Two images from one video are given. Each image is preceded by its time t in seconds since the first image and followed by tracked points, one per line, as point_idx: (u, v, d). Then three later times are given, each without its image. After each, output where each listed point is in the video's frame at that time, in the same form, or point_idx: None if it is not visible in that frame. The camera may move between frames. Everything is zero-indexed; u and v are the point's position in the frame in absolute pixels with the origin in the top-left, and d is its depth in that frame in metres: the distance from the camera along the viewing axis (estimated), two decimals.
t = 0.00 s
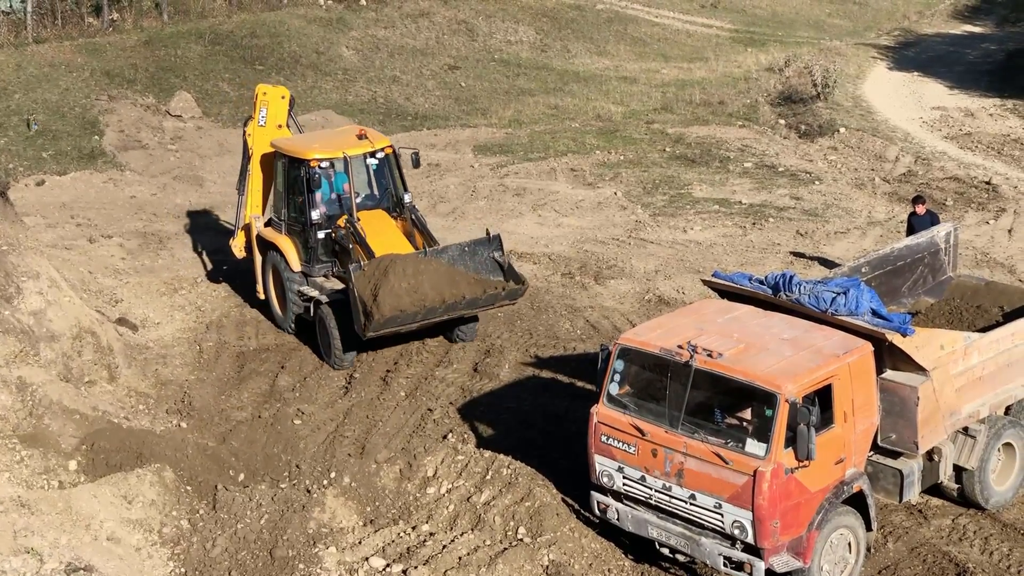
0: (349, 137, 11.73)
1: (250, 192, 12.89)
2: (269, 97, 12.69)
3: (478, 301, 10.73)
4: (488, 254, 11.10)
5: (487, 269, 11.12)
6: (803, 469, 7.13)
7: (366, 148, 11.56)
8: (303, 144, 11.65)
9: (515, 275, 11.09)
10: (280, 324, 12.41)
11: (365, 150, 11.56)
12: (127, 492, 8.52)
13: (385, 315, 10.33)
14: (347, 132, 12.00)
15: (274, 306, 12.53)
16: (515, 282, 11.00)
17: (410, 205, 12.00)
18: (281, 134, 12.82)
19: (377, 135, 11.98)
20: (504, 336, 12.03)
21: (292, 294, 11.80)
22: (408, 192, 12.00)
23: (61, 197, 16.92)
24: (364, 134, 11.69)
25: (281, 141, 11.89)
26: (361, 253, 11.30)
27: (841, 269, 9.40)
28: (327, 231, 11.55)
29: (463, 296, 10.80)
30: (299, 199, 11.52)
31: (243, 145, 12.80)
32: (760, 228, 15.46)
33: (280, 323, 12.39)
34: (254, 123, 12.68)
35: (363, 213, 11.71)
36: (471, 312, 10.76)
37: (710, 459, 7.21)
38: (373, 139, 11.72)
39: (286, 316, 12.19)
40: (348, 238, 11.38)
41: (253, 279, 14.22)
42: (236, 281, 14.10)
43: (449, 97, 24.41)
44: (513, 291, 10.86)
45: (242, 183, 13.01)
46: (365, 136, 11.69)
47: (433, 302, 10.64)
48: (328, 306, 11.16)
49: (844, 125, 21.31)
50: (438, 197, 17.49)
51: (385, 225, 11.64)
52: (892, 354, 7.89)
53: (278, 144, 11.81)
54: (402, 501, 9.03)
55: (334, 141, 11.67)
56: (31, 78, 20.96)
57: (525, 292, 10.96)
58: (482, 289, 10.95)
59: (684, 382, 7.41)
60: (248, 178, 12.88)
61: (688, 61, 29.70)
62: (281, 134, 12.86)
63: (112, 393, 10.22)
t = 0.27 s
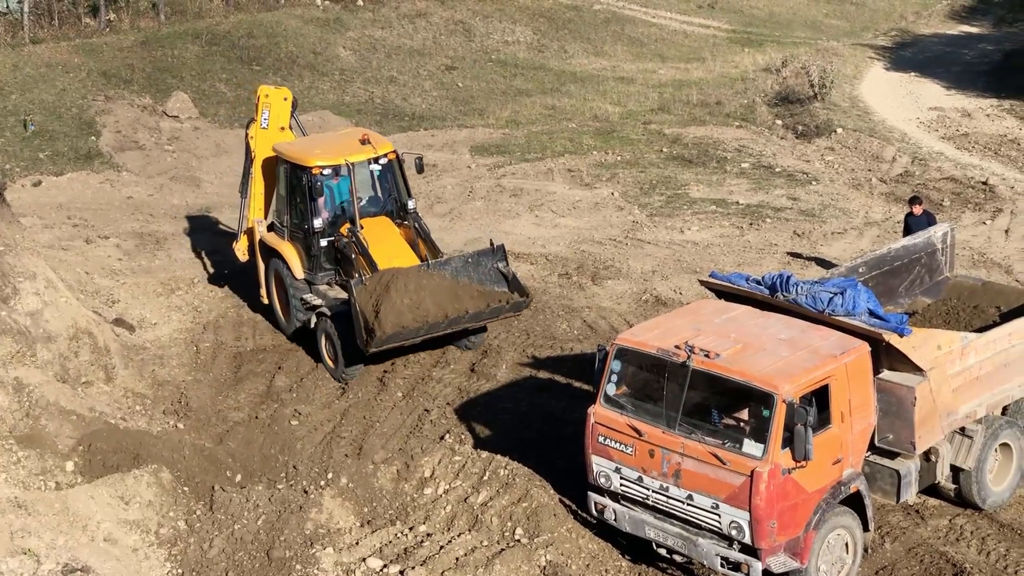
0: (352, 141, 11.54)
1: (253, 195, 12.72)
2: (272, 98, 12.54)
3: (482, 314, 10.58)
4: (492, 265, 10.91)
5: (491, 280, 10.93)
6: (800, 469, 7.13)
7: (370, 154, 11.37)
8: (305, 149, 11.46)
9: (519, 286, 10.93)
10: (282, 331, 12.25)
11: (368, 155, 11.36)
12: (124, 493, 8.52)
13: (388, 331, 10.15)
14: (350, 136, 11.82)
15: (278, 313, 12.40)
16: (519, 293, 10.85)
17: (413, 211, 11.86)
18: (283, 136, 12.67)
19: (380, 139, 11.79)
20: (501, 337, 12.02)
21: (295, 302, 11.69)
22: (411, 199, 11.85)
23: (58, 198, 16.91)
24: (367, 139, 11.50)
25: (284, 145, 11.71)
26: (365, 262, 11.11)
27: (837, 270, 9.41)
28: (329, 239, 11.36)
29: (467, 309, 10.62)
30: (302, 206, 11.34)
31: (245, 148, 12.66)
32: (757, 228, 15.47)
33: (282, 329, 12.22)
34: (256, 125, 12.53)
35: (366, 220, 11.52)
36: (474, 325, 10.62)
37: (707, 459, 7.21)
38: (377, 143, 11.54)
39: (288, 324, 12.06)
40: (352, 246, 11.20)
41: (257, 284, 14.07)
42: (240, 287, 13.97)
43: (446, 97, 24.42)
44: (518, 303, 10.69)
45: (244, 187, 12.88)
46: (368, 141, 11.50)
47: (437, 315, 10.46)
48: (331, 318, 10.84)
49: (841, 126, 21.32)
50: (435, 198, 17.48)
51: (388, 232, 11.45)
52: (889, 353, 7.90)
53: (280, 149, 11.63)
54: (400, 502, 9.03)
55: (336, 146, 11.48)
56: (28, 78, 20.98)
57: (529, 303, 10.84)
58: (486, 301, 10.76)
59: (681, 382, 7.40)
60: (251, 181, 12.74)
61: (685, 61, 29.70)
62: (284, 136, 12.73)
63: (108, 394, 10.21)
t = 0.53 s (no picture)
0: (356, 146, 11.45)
1: (255, 199, 12.62)
2: (274, 101, 12.39)
3: (492, 319, 10.40)
4: (500, 269, 10.89)
5: (499, 284, 10.89)
6: (797, 469, 7.13)
7: (374, 158, 11.25)
8: (309, 154, 11.38)
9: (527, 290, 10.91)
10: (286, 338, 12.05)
11: (373, 160, 11.24)
12: (121, 493, 8.50)
13: (396, 337, 9.91)
14: (354, 141, 11.73)
15: (282, 320, 12.23)
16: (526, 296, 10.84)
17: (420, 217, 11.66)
18: (286, 138, 12.57)
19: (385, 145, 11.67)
20: (498, 337, 12.01)
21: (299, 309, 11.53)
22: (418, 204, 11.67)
23: (54, 198, 16.91)
24: (372, 144, 11.40)
25: (287, 150, 11.64)
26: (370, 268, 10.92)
27: (835, 270, 9.44)
28: (334, 245, 11.20)
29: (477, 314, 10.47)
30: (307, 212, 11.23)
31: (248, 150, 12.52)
32: (753, 228, 15.47)
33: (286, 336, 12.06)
34: (259, 128, 12.40)
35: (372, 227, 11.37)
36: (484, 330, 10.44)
37: (704, 459, 7.21)
38: (381, 148, 11.44)
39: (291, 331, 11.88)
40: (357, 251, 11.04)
41: (259, 288, 13.93)
42: (242, 290, 13.84)
43: (443, 97, 24.41)
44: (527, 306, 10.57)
45: (246, 190, 12.75)
46: (373, 146, 11.40)
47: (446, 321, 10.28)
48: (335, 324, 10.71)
49: (838, 125, 21.33)
50: (431, 198, 17.48)
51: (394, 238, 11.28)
52: (886, 353, 7.90)
53: (285, 154, 11.56)
54: (396, 502, 9.02)
55: (340, 152, 11.38)
56: (24, 77, 21.01)
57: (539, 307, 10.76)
58: (495, 307, 10.65)
59: (678, 382, 7.40)
60: (253, 185, 12.61)
61: (681, 61, 29.71)
62: (286, 138, 12.63)
63: (105, 394, 10.20)
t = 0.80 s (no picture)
0: (368, 148, 11.13)
1: (262, 200, 12.55)
2: (283, 101, 12.27)
3: (510, 311, 10.20)
4: (515, 263, 10.76)
5: (515, 279, 10.77)
6: (793, 468, 7.13)
7: (387, 161, 10.94)
8: (319, 155, 11.08)
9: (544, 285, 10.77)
10: (293, 342, 11.84)
11: (386, 162, 10.93)
12: (118, 493, 8.50)
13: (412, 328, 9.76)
14: (365, 142, 11.40)
15: (287, 323, 12.01)
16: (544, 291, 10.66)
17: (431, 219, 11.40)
18: (295, 140, 12.40)
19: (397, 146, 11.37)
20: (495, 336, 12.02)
21: (306, 312, 11.30)
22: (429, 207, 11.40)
23: (51, 197, 16.91)
24: (384, 146, 11.09)
25: (297, 151, 11.33)
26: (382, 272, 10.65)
27: (831, 270, 9.45)
28: (345, 248, 10.90)
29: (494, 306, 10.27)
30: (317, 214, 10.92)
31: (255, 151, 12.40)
32: (750, 227, 15.48)
33: (293, 340, 11.83)
34: (267, 128, 12.28)
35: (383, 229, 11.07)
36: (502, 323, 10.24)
37: (701, 458, 7.21)
38: (394, 151, 11.14)
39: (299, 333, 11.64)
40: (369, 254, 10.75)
41: (257, 288, 13.93)
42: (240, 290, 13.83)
43: (440, 97, 24.42)
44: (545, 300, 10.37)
45: (255, 191, 12.68)
46: (385, 148, 11.09)
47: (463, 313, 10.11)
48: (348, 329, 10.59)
49: (835, 125, 21.34)
50: (428, 197, 17.49)
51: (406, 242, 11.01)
52: (883, 353, 7.90)
53: (295, 154, 11.23)
54: (393, 501, 9.03)
55: (352, 153, 11.07)
56: (21, 77, 21.02)
57: (556, 301, 10.59)
58: (513, 300, 10.45)
59: (675, 382, 7.41)
60: (261, 185, 12.50)
61: (678, 61, 29.72)
62: (295, 140, 12.44)
63: (102, 394, 10.20)
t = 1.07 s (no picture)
0: (381, 150, 10.96)
1: (270, 205, 12.33)
2: (291, 104, 12.11)
3: (535, 295, 9.94)
4: (536, 248, 10.47)
5: (538, 264, 10.49)
6: (791, 469, 7.14)
7: (401, 162, 10.77)
8: (332, 157, 10.91)
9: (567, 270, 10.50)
10: (304, 348, 11.63)
11: (400, 164, 10.76)
12: (116, 493, 8.50)
13: (437, 311, 9.54)
14: (378, 145, 11.24)
15: (297, 330, 11.79)
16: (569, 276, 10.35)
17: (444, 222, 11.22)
18: (303, 143, 12.20)
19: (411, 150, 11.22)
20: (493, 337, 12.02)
21: (319, 318, 11.10)
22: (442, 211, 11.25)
23: (49, 198, 16.92)
24: (398, 149, 10.94)
25: (308, 153, 11.16)
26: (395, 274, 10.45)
27: (829, 270, 9.44)
28: (358, 250, 10.69)
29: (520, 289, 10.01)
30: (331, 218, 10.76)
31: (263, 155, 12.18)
32: (748, 228, 15.48)
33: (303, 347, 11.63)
34: (275, 132, 12.07)
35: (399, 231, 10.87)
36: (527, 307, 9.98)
37: (699, 459, 7.21)
38: (407, 154, 10.97)
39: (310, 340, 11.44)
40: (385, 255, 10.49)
41: (256, 288, 13.94)
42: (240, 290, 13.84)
43: (438, 97, 24.43)
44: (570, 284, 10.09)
45: (261, 197, 12.48)
46: (399, 150, 10.94)
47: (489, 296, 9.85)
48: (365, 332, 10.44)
49: (834, 126, 21.34)
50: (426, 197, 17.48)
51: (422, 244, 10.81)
52: (881, 354, 7.90)
53: (307, 157, 11.06)
54: (392, 502, 9.03)
55: (365, 156, 10.91)
56: (19, 77, 21.04)
57: (580, 286, 10.36)
58: (538, 283, 10.17)
59: (673, 382, 7.41)
60: (269, 190, 12.28)
61: (677, 62, 29.73)
62: (304, 144, 12.23)
63: (100, 394, 10.21)
